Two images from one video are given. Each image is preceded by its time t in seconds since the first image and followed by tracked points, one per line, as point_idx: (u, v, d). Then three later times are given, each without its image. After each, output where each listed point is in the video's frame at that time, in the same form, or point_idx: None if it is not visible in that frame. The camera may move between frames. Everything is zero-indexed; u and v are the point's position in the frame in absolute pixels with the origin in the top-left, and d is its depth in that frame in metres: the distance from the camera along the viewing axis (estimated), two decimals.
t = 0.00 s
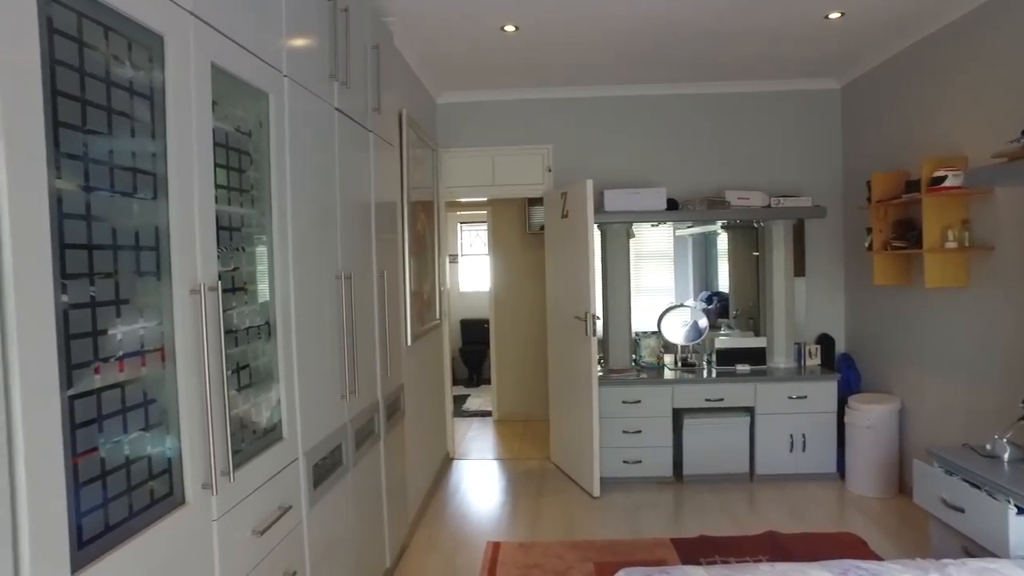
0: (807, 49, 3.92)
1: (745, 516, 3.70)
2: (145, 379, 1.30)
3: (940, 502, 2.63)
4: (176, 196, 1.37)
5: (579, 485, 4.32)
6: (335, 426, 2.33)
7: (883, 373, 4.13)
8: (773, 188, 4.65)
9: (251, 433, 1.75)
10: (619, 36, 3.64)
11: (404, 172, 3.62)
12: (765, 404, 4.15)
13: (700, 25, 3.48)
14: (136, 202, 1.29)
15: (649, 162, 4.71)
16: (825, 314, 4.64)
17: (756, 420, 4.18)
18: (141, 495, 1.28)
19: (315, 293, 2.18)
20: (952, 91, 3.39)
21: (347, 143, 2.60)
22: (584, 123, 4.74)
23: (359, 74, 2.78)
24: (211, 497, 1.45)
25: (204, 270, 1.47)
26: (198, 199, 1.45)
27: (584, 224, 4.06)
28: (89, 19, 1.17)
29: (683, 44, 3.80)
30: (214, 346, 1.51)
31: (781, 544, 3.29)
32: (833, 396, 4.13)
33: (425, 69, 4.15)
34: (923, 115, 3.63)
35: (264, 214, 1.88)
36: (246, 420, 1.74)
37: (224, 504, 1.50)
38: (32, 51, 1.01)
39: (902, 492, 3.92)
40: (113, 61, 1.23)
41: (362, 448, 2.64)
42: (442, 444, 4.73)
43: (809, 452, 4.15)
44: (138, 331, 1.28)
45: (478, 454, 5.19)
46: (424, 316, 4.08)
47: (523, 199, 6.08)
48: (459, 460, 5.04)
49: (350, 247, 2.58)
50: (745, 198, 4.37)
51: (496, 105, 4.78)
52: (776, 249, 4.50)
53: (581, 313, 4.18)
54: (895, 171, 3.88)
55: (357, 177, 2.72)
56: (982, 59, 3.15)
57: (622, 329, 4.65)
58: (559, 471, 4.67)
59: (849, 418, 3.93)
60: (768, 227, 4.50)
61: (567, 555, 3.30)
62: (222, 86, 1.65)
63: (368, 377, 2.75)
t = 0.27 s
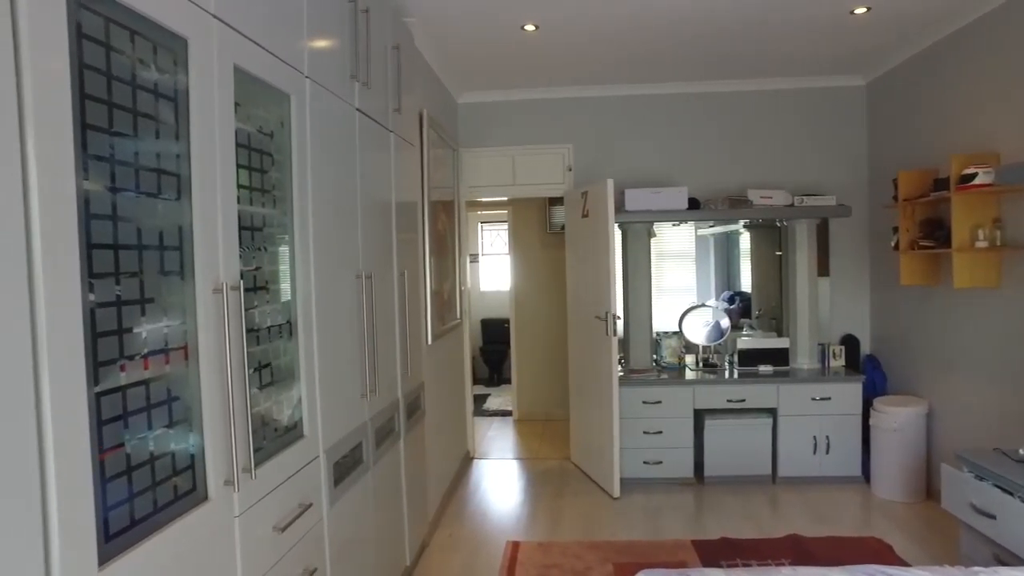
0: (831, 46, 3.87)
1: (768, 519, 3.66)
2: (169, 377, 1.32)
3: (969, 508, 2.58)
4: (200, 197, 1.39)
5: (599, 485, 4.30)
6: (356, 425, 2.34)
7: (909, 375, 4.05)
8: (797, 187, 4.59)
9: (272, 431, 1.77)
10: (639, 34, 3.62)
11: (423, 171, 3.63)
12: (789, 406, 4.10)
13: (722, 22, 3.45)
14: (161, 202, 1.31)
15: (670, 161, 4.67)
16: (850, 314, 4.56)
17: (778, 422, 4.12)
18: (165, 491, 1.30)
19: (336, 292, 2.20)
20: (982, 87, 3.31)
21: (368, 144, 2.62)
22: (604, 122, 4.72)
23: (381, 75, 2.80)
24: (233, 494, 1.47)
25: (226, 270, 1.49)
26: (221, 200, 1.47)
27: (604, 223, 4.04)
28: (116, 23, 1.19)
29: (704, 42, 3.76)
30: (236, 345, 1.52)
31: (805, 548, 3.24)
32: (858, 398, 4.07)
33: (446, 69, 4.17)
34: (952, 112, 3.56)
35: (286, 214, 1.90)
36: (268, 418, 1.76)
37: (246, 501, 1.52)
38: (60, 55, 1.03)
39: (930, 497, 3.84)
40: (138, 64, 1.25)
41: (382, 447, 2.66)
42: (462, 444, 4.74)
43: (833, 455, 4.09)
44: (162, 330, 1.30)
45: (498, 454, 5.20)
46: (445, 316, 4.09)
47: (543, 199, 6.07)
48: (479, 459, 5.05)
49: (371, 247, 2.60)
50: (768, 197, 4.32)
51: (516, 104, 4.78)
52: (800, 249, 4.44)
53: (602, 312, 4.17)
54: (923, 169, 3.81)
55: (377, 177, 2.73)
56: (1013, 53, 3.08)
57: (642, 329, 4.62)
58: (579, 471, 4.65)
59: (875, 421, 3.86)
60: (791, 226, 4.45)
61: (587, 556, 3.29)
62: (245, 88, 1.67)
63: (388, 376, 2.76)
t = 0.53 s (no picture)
0: (852, 42, 3.82)
1: (786, 521, 3.63)
2: (187, 375, 1.34)
3: (994, 513, 2.53)
4: (218, 197, 1.41)
5: (615, 486, 4.28)
6: (372, 424, 2.36)
7: (933, 377, 3.98)
8: (817, 185, 4.53)
9: (289, 429, 1.79)
10: (657, 32, 3.60)
11: (440, 171, 3.65)
12: (808, 407, 4.05)
13: (741, 19, 3.41)
14: (180, 203, 1.33)
15: (688, 160, 4.64)
16: (871, 314, 4.50)
17: (797, 423, 4.08)
18: (184, 487, 1.31)
19: (353, 292, 2.21)
20: (1007, 83, 3.25)
21: (385, 144, 2.63)
22: (621, 121, 4.70)
23: (397, 75, 2.81)
24: (250, 491, 1.49)
25: (244, 269, 1.50)
26: (239, 201, 1.49)
27: (621, 223, 4.02)
28: (136, 27, 1.21)
29: (723, 39, 3.73)
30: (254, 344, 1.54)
31: (824, 551, 3.20)
32: (879, 400, 4.01)
33: (463, 69, 4.18)
34: (977, 109, 3.50)
35: (303, 214, 1.92)
36: (284, 417, 1.78)
37: (263, 498, 1.54)
38: (81, 58, 1.05)
39: (953, 501, 3.77)
40: (158, 67, 1.27)
41: (399, 446, 2.67)
42: (479, 443, 4.74)
43: (853, 457, 4.04)
44: (180, 329, 1.32)
45: (514, 453, 5.20)
46: (461, 315, 4.10)
47: (560, 198, 6.06)
48: (495, 459, 5.05)
49: (388, 247, 2.61)
50: (787, 196, 4.27)
51: (533, 104, 4.78)
52: (819, 247, 4.36)
53: (619, 312, 4.15)
54: (947, 167, 3.74)
55: (394, 177, 2.75)
56: None
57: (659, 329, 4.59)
58: (596, 471, 4.64)
59: (897, 423, 3.80)
60: (811, 225, 4.39)
61: (603, 557, 3.28)
62: (262, 89, 1.69)
63: (404, 375, 2.77)
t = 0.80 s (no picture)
0: (871, 40, 3.78)
1: (803, 524, 3.60)
2: (203, 373, 1.36)
3: (1017, 518, 2.49)
4: (234, 198, 1.43)
5: (630, 486, 4.27)
6: (386, 423, 2.38)
7: (953, 379, 3.93)
8: (835, 184, 4.49)
9: (304, 428, 1.81)
10: (672, 31, 3.58)
11: (455, 172, 3.66)
12: (825, 408, 4.01)
13: (757, 16, 3.39)
14: (196, 204, 1.35)
15: (704, 159, 4.61)
16: (891, 315, 4.44)
17: (814, 424, 4.04)
18: (200, 485, 1.33)
19: (368, 293, 2.23)
20: None
21: (399, 145, 2.65)
22: (637, 120, 4.68)
23: (411, 76, 2.83)
24: (265, 489, 1.51)
25: (260, 269, 1.52)
26: (254, 202, 1.51)
27: (637, 223, 4.01)
28: (154, 31, 1.23)
29: (739, 38, 3.71)
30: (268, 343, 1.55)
31: (841, 554, 3.17)
32: (898, 401, 3.96)
33: (477, 69, 4.18)
34: (999, 107, 3.44)
35: (318, 214, 1.94)
36: (299, 415, 1.80)
37: (278, 496, 1.56)
38: (101, 63, 1.07)
39: (975, 505, 3.71)
40: (175, 70, 1.29)
41: (413, 445, 2.68)
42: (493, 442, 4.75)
43: (871, 459, 3.99)
44: (197, 329, 1.34)
45: (529, 453, 5.20)
46: (476, 315, 4.11)
47: (576, 198, 6.05)
48: (510, 458, 5.06)
49: (403, 247, 2.63)
50: (804, 196, 4.24)
51: (548, 104, 4.78)
52: (837, 248, 4.31)
53: (634, 312, 4.14)
54: (969, 165, 3.68)
55: (409, 178, 2.76)
56: None
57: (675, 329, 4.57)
58: (610, 471, 4.63)
59: (916, 425, 3.75)
60: (828, 225, 4.35)
61: (617, 557, 3.27)
62: (278, 91, 1.70)
63: (419, 375, 2.79)
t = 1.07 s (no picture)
0: (887, 37, 3.74)
1: (816, 526, 3.57)
2: (216, 372, 1.37)
3: None
4: (245, 199, 1.44)
5: (642, 487, 4.26)
6: (397, 422, 2.39)
7: (971, 380, 3.88)
8: (850, 183, 4.45)
9: (315, 427, 1.82)
10: (685, 29, 3.56)
11: (467, 171, 3.67)
12: (839, 409, 3.98)
13: (771, 14, 3.36)
14: (208, 204, 1.36)
15: (717, 158, 4.59)
16: (907, 315, 4.39)
17: (828, 426, 4.01)
18: (212, 482, 1.34)
19: (379, 292, 2.24)
20: None
21: (411, 146, 2.66)
22: (649, 119, 4.66)
23: (423, 76, 2.83)
24: (276, 487, 1.52)
25: (271, 269, 1.53)
26: (266, 202, 1.52)
27: (649, 222, 4.00)
28: (167, 33, 1.24)
29: (753, 36, 3.68)
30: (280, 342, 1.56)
31: (855, 556, 3.14)
32: (913, 403, 3.91)
33: (489, 69, 4.19)
34: (1018, 105, 3.40)
35: (330, 214, 1.95)
36: (310, 414, 1.81)
37: (289, 494, 1.57)
38: (115, 65, 1.08)
39: (993, 509, 3.66)
40: (188, 72, 1.30)
41: (424, 444, 2.69)
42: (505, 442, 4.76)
43: (886, 462, 3.95)
44: (209, 328, 1.35)
45: (540, 453, 5.20)
46: (488, 315, 4.12)
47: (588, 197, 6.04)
48: (521, 458, 5.06)
49: (414, 246, 2.64)
50: (818, 195, 4.20)
51: (560, 103, 4.78)
52: (850, 249, 4.31)
53: (646, 312, 4.12)
54: (987, 163, 3.63)
55: (420, 178, 2.77)
56: None
57: (687, 329, 4.55)
58: (622, 472, 4.62)
59: (933, 428, 3.71)
60: (842, 224, 4.32)
61: (628, 558, 3.26)
62: (289, 92, 1.72)
63: (430, 374, 2.80)
